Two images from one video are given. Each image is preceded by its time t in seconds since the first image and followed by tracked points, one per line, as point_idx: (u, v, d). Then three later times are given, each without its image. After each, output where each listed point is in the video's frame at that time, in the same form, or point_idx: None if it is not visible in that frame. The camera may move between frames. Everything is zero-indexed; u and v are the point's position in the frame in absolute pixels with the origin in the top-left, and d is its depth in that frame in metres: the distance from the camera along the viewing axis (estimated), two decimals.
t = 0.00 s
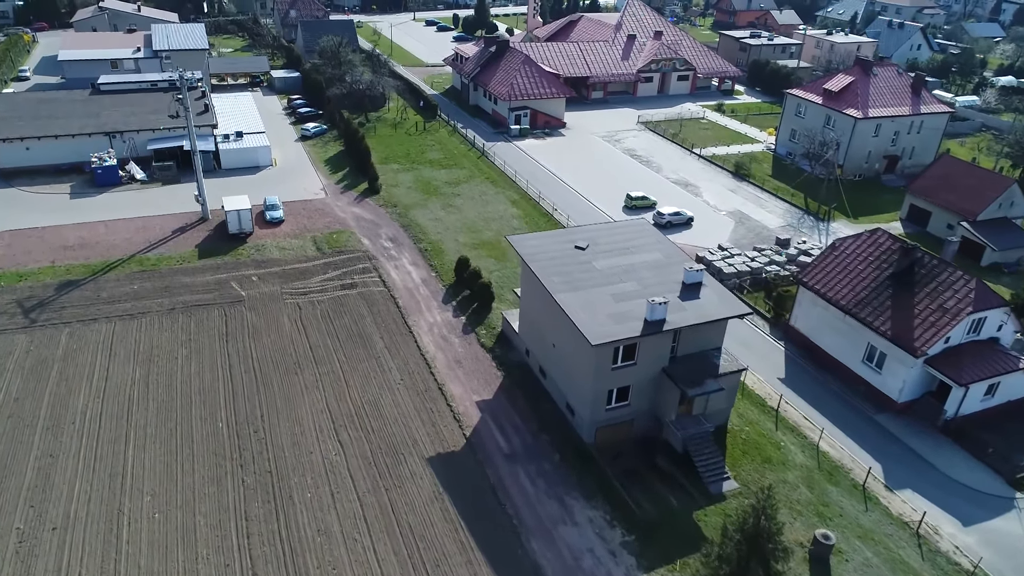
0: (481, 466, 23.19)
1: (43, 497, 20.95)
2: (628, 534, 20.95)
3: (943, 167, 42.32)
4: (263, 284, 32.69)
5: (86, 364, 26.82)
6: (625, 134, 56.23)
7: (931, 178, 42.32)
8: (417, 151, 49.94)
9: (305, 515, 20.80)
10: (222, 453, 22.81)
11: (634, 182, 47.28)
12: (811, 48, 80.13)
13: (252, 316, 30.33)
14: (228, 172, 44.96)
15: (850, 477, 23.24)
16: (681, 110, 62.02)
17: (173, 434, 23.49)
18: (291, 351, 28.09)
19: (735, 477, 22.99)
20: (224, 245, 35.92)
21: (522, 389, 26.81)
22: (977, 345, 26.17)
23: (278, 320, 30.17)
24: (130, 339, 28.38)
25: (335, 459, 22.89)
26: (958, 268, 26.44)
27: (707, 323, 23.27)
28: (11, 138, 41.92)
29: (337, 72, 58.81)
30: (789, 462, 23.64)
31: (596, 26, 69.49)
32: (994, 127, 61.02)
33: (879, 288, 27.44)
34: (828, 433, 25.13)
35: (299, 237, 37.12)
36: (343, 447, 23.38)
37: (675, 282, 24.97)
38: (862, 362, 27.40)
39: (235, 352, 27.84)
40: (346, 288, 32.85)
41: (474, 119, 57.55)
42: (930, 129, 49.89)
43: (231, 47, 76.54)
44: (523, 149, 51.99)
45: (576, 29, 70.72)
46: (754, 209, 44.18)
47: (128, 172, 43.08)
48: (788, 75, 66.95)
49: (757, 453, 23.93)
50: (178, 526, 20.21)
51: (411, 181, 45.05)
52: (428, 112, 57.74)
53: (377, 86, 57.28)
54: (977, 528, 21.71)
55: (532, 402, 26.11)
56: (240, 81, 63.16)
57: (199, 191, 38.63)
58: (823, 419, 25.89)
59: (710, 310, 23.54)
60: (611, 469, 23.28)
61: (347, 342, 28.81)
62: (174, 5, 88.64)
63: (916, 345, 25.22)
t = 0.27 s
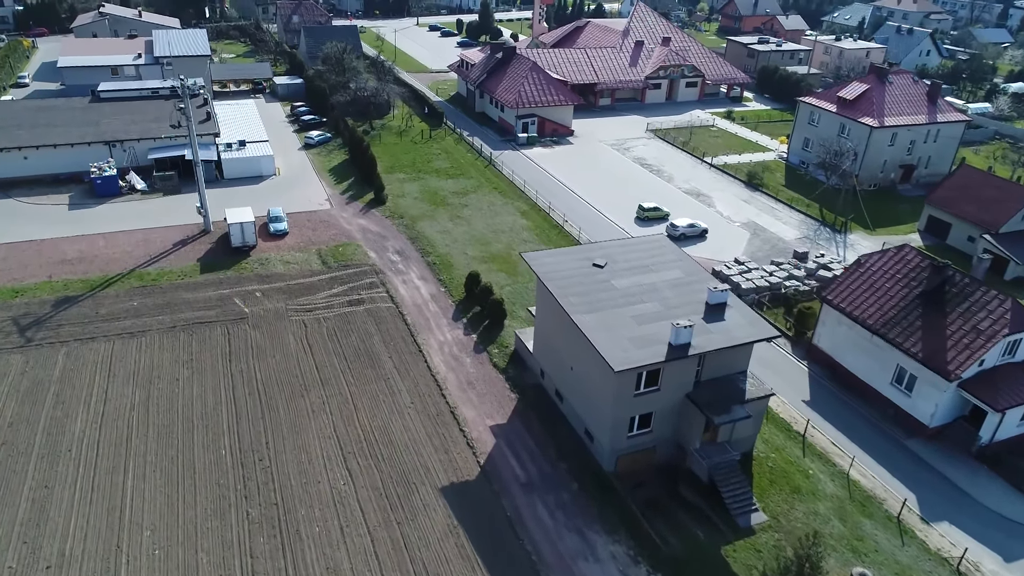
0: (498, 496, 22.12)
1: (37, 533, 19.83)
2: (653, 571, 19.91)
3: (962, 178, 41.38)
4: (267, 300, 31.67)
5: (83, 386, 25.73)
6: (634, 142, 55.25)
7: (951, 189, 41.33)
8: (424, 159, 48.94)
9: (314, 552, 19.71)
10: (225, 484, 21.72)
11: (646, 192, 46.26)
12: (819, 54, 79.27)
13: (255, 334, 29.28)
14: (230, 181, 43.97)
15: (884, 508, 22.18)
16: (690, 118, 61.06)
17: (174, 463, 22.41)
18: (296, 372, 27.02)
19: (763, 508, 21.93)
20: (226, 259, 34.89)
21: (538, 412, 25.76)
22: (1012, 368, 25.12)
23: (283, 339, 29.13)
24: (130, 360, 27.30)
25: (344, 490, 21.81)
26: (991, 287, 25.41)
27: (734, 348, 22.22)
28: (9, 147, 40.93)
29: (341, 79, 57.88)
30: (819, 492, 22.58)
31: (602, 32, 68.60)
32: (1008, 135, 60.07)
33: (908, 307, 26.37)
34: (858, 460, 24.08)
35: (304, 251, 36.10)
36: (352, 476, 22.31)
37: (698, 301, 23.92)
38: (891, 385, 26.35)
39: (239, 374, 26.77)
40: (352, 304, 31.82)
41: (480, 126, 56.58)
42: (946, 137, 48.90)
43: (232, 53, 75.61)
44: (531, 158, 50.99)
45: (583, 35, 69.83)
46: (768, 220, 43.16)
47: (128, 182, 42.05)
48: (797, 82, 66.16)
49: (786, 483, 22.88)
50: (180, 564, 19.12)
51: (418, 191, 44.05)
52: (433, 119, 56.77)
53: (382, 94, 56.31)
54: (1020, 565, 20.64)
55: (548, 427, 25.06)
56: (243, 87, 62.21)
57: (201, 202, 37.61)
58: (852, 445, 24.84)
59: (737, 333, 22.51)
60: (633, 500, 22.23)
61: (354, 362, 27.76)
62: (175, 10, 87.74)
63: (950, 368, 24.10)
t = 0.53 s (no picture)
0: (515, 529, 21.04)
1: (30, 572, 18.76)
2: None
3: (983, 189, 40.34)
4: (272, 317, 30.64)
5: (81, 409, 24.67)
6: (644, 150, 54.26)
7: (971, 201, 40.29)
8: (430, 169, 47.95)
9: None
10: (229, 517, 20.66)
11: (658, 202, 45.24)
12: (828, 60, 78.38)
13: (259, 354, 28.24)
14: (233, 192, 42.97)
15: (921, 542, 21.11)
16: (700, 125, 60.07)
17: (175, 495, 21.34)
18: (302, 395, 25.97)
19: (795, 543, 20.84)
20: (229, 273, 33.87)
21: (554, 437, 24.70)
22: None
23: (288, 358, 28.09)
24: (129, 382, 26.25)
25: (353, 523, 20.74)
26: None
27: (763, 373, 21.16)
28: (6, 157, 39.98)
29: (346, 86, 56.92)
30: (853, 525, 21.50)
31: (610, 38, 67.69)
32: None
33: (941, 328, 25.28)
34: (892, 490, 23.00)
35: (309, 265, 35.08)
36: (362, 509, 21.23)
37: (724, 323, 22.86)
38: (923, 408, 25.27)
39: (242, 397, 25.72)
40: (359, 322, 30.79)
41: (487, 134, 55.60)
42: (964, 146, 47.87)
43: (234, 58, 74.72)
44: (540, 167, 49.98)
45: (590, 41, 68.91)
46: (784, 231, 42.11)
47: (128, 193, 41.04)
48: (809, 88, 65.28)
49: (817, 514, 21.79)
50: None
51: (425, 201, 43.03)
52: (439, 127, 55.77)
53: (387, 101, 55.33)
54: None
55: (566, 453, 23.99)
56: (245, 94, 61.30)
57: (203, 214, 36.59)
58: (884, 473, 23.77)
59: (766, 357, 21.45)
60: (657, 533, 21.15)
61: (362, 384, 26.71)
62: (177, 15, 86.94)
63: (986, 393, 22.98)
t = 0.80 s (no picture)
0: (534, 566, 19.95)
1: None
2: None
3: (1005, 200, 39.28)
4: (276, 335, 29.57)
5: (77, 435, 23.58)
6: (653, 159, 53.26)
7: (993, 212, 39.22)
8: (437, 178, 46.95)
9: None
10: (232, 554, 19.56)
11: (670, 212, 44.19)
12: (837, 67, 77.51)
13: (263, 374, 27.15)
14: (236, 202, 41.94)
15: None
16: (710, 133, 59.11)
17: (175, 529, 20.23)
18: (308, 419, 24.87)
19: None
20: (232, 288, 32.82)
21: (572, 465, 23.62)
22: None
23: (293, 380, 26.99)
24: (129, 405, 25.15)
25: (364, 560, 19.65)
26: None
27: (795, 402, 20.08)
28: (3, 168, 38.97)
29: (350, 93, 55.97)
30: (890, 560, 20.40)
31: (617, 44, 66.78)
32: None
33: (976, 351, 24.11)
34: (929, 523, 21.89)
35: (314, 279, 34.03)
36: (372, 544, 20.13)
37: (751, 347, 21.80)
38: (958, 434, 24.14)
39: (246, 421, 24.62)
40: (367, 340, 29.70)
41: (494, 143, 54.62)
42: (982, 155, 46.87)
43: (236, 65, 73.79)
44: (548, 176, 48.95)
45: (596, 47, 68.02)
46: (800, 243, 41.08)
47: (128, 204, 39.99)
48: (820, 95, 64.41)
49: (852, 549, 20.69)
50: None
51: (432, 212, 42.01)
52: (445, 135, 54.78)
53: (392, 108, 54.33)
54: None
55: (585, 482, 22.91)
56: (247, 101, 60.34)
57: (205, 227, 35.54)
58: (919, 504, 22.67)
59: (798, 385, 20.37)
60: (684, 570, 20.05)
61: (371, 407, 25.62)
62: (178, 20, 86.07)
63: None
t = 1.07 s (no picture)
0: None
1: None
2: None
3: None
4: (281, 354, 28.51)
5: (73, 464, 22.48)
6: (663, 167, 52.26)
7: (1016, 224, 38.15)
8: (443, 188, 45.94)
9: None
10: None
11: (683, 222, 43.15)
12: (846, 72, 76.60)
13: (268, 397, 26.06)
14: (238, 213, 40.93)
15: None
16: (720, 140, 58.15)
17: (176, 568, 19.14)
18: (315, 445, 23.78)
19: None
20: (235, 304, 31.78)
21: (592, 494, 22.56)
22: None
23: (299, 402, 25.92)
24: (128, 430, 24.07)
25: None
26: None
27: (831, 433, 19.01)
28: None
29: (354, 100, 55.02)
30: None
31: (625, 50, 65.82)
32: None
33: (1014, 374, 22.91)
34: (970, 558, 20.79)
35: (319, 294, 32.98)
36: None
37: (782, 373, 20.74)
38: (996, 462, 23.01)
39: (250, 448, 23.53)
40: (375, 359, 28.63)
41: (501, 150, 53.62)
42: (1001, 164, 45.83)
43: (238, 70, 72.84)
44: (557, 186, 47.91)
45: (603, 53, 67.08)
46: (817, 255, 40.07)
47: (128, 215, 38.96)
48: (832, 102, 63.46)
49: None
50: None
51: (439, 223, 40.99)
52: (451, 143, 53.78)
53: (397, 115, 53.30)
54: None
55: (606, 513, 21.85)
56: (249, 108, 59.36)
57: (207, 240, 34.50)
58: (957, 537, 21.59)
59: (834, 415, 19.30)
60: None
61: (380, 432, 24.54)
62: (179, 25, 85.22)
63: None
